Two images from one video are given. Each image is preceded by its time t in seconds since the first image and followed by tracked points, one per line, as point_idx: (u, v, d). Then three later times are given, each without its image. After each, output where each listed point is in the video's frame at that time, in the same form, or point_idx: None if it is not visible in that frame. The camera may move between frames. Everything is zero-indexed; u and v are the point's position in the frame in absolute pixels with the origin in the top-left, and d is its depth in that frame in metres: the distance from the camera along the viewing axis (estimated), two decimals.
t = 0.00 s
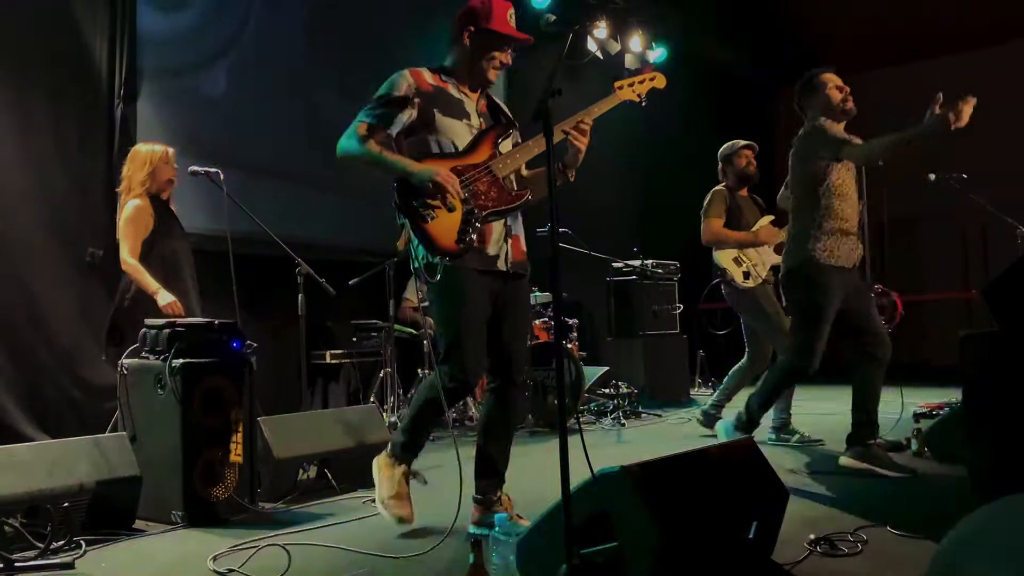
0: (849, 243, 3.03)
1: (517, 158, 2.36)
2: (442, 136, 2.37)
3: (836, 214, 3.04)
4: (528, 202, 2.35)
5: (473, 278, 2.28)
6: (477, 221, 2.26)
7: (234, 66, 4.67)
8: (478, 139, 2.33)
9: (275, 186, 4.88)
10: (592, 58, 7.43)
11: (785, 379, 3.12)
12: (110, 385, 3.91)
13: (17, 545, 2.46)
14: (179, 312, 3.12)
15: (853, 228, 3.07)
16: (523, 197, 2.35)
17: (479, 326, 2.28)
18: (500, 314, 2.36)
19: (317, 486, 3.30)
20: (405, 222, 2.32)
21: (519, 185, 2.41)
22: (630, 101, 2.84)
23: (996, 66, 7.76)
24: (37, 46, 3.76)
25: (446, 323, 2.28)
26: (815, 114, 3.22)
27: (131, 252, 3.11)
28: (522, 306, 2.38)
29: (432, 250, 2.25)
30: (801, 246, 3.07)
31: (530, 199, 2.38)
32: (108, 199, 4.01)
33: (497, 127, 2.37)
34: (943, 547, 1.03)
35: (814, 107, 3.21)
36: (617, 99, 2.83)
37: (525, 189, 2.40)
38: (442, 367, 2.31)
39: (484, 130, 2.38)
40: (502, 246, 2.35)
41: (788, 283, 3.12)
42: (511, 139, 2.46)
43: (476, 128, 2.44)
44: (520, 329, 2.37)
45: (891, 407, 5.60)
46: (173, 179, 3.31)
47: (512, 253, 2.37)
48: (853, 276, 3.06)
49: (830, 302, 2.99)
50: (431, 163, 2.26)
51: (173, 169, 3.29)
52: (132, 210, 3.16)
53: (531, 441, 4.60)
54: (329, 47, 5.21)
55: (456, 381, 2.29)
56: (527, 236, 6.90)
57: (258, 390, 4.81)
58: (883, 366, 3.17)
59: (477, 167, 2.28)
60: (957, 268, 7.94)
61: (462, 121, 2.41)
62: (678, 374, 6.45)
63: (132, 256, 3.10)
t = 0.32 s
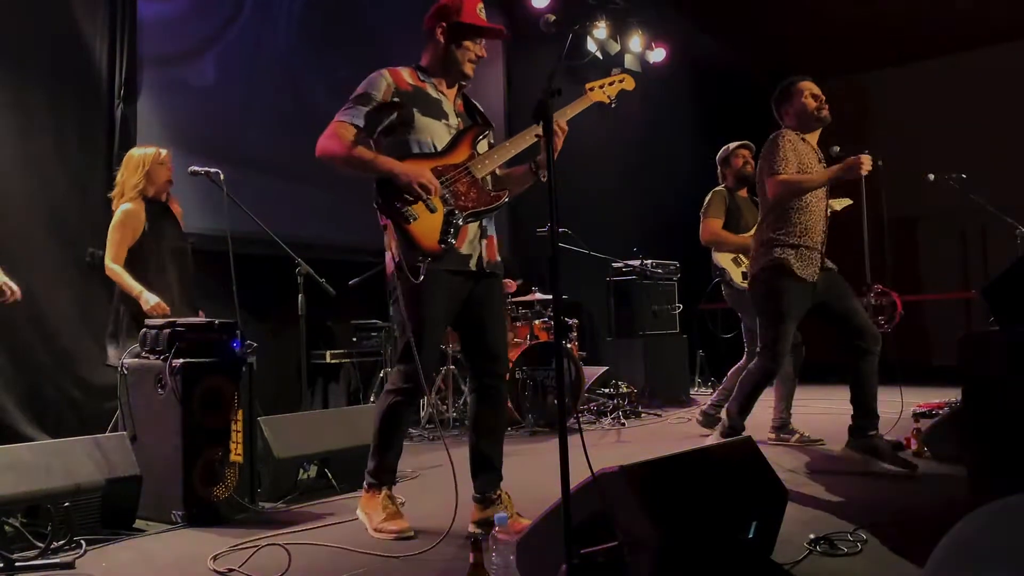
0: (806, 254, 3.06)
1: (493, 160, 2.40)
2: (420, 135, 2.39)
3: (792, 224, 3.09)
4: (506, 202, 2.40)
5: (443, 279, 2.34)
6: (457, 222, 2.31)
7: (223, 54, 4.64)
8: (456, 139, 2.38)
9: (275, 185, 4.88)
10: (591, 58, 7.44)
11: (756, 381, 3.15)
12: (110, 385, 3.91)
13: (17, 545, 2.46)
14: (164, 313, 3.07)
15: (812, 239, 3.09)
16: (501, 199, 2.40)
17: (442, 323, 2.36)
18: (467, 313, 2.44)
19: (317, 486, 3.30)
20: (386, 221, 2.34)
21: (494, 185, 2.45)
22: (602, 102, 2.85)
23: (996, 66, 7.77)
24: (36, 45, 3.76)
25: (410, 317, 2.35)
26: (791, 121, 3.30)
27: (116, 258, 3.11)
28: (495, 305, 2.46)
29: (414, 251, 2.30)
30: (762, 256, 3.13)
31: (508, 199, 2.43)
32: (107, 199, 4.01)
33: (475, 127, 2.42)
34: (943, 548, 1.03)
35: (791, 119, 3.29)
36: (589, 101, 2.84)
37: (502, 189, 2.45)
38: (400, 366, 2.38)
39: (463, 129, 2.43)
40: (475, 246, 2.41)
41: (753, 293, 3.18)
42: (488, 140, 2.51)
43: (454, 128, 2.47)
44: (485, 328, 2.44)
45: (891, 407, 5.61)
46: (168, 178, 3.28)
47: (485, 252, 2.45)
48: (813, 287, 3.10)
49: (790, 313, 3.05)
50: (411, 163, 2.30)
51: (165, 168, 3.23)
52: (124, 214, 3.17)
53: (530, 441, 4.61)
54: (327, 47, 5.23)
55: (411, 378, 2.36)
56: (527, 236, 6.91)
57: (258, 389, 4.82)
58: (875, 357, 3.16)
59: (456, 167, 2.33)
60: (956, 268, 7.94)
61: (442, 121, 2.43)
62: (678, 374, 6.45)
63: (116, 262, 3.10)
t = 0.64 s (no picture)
0: (827, 273, 3.02)
1: (464, 170, 2.42)
2: (388, 148, 2.42)
3: (811, 241, 3.03)
4: (477, 212, 2.43)
5: (423, 290, 2.37)
6: (428, 234, 2.33)
7: (219, 52, 4.56)
8: (424, 154, 2.41)
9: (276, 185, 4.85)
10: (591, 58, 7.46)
11: (795, 381, 3.07)
12: (110, 385, 3.91)
13: (17, 546, 2.45)
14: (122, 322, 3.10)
15: (833, 257, 3.05)
16: (470, 209, 2.43)
17: (420, 330, 2.37)
18: (447, 322, 2.44)
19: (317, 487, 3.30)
20: (357, 234, 2.37)
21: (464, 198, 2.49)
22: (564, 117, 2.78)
23: (996, 65, 7.77)
24: (37, 47, 3.77)
25: (388, 327, 2.37)
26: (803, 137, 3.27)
27: (119, 258, 3.23)
28: (477, 306, 2.47)
29: (386, 262, 2.31)
30: (780, 273, 3.06)
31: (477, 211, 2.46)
32: (108, 200, 4.02)
33: (441, 141, 2.45)
34: (943, 549, 1.03)
35: (804, 134, 3.26)
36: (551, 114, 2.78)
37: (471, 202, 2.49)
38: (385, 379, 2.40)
39: (431, 142, 2.47)
40: (451, 257, 2.43)
41: (770, 308, 3.11)
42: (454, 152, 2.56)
43: (423, 143, 2.50)
44: (468, 329, 2.44)
45: (891, 407, 5.61)
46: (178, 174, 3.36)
47: (462, 263, 2.46)
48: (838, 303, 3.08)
49: (812, 330, 2.99)
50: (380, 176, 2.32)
51: (173, 164, 3.31)
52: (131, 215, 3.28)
53: (530, 441, 4.61)
54: (331, 46, 5.21)
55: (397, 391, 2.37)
56: (527, 235, 6.91)
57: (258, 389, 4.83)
58: (879, 379, 3.19)
59: (426, 180, 2.36)
60: (956, 268, 7.94)
61: (409, 135, 2.46)
62: (678, 374, 6.44)
63: (117, 263, 3.21)
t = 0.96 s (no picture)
0: (825, 262, 3.04)
1: (440, 166, 2.46)
2: (362, 148, 2.46)
3: (803, 234, 3.05)
4: (452, 209, 2.45)
5: (405, 282, 2.43)
6: (406, 226, 2.35)
7: (214, 48, 4.53)
8: (398, 152, 2.44)
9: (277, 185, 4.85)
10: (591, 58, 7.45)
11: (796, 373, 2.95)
12: (110, 386, 3.91)
13: (17, 545, 2.43)
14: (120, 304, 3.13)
15: (827, 244, 3.07)
16: (447, 205, 2.45)
17: (404, 323, 2.43)
18: (428, 317, 2.50)
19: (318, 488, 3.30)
20: (337, 230, 2.37)
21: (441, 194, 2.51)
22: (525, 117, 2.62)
23: (996, 65, 7.75)
24: (37, 48, 3.78)
25: (374, 324, 2.41)
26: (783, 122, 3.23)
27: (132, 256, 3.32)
28: (452, 301, 2.55)
29: (369, 255, 2.32)
30: (780, 269, 3.05)
31: (454, 205, 2.48)
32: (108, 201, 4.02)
33: (415, 141, 2.48)
34: (944, 549, 1.03)
35: (784, 124, 3.24)
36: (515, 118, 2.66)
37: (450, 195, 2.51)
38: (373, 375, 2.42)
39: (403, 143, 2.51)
40: (430, 253, 2.50)
41: (773, 303, 3.08)
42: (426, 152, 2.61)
43: (395, 142, 2.55)
44: (442, 325, 2.51)
45: (891, 407, 5.60)
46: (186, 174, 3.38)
47: (439, 258, 2.53)
48: (836, 295, 3.08)
49: (812, 322, 2.97)
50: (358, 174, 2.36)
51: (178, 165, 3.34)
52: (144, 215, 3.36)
53: (529, 441, 4.61)
54: (331, 47, 5.20)
55: (386, 385, 2.40)
56: (528, 236, 6.89)
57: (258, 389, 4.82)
58: (871, 372, 3.14)
59: (403, 176, 2.39)
60: (956, 268, 7.94)
61: (382, 135, 2.51)
62: (678, 374, 6.44)
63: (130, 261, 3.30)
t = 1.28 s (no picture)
0: (790, 255, 3.01)
1: (426, 161, 2.45)
2: (349, 146, 2.46)
3: (766, 227, 3.04)
4: (441, 204, 2.45)
5: (392, 279, 2.43)
6: (396, 223, 2.35)
7: (203, 43, 4.51)
8: (385, 148, 2.43)
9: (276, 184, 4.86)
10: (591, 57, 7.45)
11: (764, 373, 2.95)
12: (110, 386, 3.91)
13: (17, 545, 2.44)
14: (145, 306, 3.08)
15: (788, 236, 3.04)
16: (436, 199, 2.44)
17: (393, 320, 2.43)
18: (418, 315, 2.50)
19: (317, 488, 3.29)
20: (326, 229, 2.37)
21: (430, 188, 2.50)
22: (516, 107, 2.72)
23: (997, 65, 7.75)
24: (36, 48, 3.78)
25: (363, 322, 2.41)
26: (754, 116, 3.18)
27: (132, 259, 3.23)
28: (443, 300, 2.54)
29: (359, 254, 2.33)
30: (747, 263, 3.05)
31: (443, 200, 2.47)
32: (107, 201, 4.02)
33: (402, 136, 2.47)
34: (945, 549, 1.03)
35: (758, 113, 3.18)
36: (503, 108, 2.71)
37: (439, 190, 2.51)
38: (363, 372, 2.44)
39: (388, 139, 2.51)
40: (416, 247, 2.50)
41: (740, 294, 3.11)
42: (415, 147, 2.60)
43: (382, 138, 2.56)
44: (433, 324, 2.50)
45: (891, 407, 5.60)
46: (186, 175, 3.41)
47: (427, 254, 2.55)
48: (804, 291, 3.05)
49: (781, 319, 2.97)
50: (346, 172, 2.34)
51: (178, 167, 3.37)
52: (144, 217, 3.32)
53: (529, 441, 4.61)
54: (327, 46, 5.20)
55: (376, 382, 2.41)
56: (528, 235, 6.88)
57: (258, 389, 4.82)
58: (836, 371, 3.11)
59: (390, 173, 2.38)
60: (956, 268, 7.95)
61: (367, 132, 2.52)
62: (678, 374, 6.44)
63: (133, 262, 3.21)
